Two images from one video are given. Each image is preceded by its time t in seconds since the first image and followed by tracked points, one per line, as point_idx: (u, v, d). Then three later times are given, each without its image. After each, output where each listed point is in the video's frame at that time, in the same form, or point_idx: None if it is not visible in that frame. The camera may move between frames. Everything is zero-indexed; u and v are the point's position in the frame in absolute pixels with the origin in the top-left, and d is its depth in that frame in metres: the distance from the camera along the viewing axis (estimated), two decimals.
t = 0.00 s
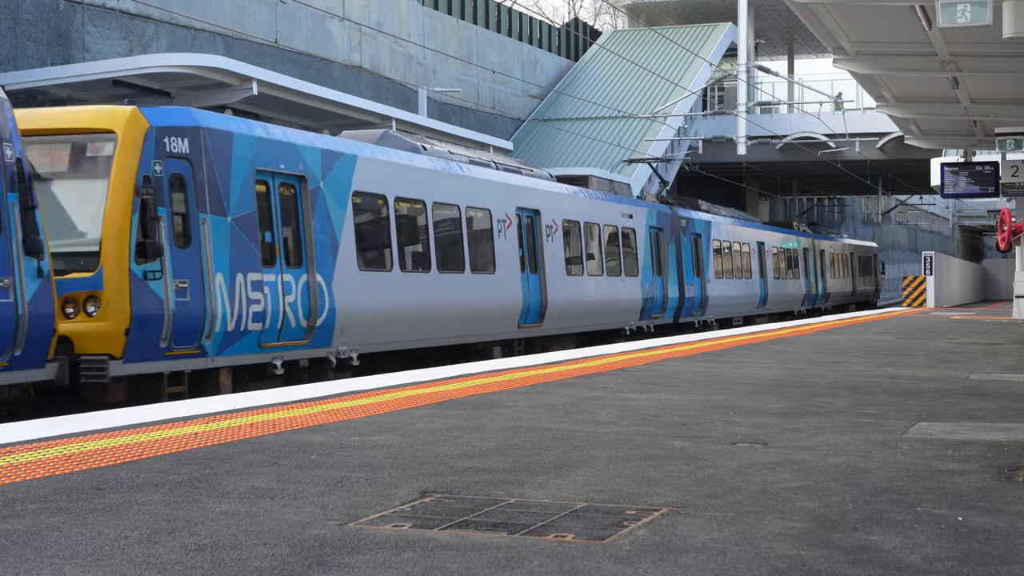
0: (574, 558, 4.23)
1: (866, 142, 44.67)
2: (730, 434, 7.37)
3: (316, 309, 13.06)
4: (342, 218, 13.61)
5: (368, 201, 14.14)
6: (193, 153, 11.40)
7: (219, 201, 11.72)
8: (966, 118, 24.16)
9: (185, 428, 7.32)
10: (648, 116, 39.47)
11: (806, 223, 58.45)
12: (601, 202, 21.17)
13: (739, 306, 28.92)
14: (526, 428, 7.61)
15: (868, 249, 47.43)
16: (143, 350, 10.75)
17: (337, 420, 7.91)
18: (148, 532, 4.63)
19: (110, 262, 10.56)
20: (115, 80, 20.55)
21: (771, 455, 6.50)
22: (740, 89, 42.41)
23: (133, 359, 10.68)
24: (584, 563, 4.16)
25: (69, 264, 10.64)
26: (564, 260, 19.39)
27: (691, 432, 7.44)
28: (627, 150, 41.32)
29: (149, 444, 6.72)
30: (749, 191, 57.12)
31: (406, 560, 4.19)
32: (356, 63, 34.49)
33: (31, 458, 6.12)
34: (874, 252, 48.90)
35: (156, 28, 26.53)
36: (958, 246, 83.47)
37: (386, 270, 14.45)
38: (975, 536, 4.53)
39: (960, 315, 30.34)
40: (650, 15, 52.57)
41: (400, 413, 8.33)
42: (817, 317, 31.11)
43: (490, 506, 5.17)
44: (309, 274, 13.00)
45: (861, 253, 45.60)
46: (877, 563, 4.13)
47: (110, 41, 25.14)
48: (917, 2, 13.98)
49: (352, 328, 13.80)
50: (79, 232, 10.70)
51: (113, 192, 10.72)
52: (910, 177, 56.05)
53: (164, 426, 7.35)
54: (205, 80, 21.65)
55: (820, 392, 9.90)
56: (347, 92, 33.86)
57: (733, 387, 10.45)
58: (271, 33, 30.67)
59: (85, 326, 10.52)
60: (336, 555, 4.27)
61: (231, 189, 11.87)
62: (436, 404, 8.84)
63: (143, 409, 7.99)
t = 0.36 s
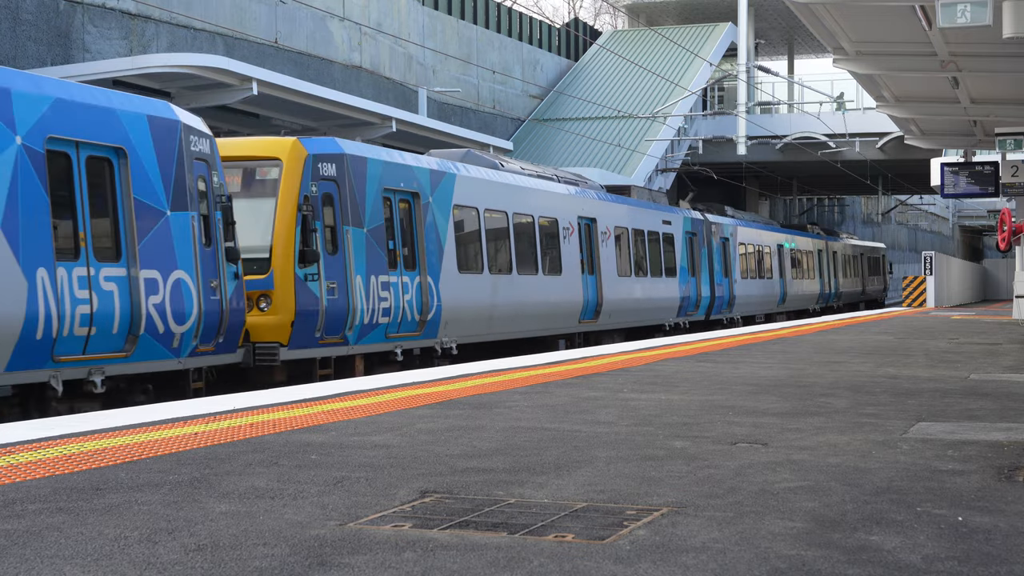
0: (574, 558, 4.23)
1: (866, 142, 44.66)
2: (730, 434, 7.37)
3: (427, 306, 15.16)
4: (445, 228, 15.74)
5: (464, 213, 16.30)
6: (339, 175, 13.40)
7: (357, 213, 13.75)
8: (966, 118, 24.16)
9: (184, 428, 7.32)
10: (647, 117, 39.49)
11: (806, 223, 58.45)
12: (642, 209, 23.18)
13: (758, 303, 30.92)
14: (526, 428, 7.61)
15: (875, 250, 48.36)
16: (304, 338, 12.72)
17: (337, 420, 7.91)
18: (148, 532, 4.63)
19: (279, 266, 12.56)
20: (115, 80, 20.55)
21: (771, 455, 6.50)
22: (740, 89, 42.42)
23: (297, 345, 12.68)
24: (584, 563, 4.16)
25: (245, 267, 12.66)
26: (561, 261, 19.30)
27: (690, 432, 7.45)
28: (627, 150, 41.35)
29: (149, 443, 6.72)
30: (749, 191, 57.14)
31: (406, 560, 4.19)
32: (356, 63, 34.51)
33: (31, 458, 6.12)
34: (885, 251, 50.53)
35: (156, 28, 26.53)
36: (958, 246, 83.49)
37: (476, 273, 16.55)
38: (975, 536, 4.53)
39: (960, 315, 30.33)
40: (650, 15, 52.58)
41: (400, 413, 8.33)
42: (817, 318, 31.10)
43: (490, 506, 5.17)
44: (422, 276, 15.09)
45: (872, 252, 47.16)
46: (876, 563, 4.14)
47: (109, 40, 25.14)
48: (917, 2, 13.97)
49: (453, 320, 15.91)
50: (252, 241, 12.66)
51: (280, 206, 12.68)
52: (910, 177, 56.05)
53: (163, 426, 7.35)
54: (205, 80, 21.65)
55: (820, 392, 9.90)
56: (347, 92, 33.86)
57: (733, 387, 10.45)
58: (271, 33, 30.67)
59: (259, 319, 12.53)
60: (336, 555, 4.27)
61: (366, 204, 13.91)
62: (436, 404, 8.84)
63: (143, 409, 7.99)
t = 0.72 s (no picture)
0: (574, 558, 4.23)
1: (866, 142, 44.67)
2: (730, 434, 7.37)
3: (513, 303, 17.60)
4: (525, 236, 18.10)
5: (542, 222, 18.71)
6: (447, 193, 15.84)
7: (460, 224, 16.19)
8: (966, 118, 24.17)
9: (184, 428, 7.32)
10: (647, 117, 39.52)
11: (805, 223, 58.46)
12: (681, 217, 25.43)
13: (777, 301, 32.83)
14: (526, 428, 7.61)
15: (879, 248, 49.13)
16: (420, 330, 15.19)
17: (337, 420, 7.91)
18: (148, 532, 4.63)
19: (402, 270, 15.04)
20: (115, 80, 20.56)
21: (771, 455, 6.50)
22: (740, 89, 42.45)
23: (416, 336, 15.17)
24: (584, 563, 4.16)
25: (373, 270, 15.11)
26: (578, 262, 19.93)
27: (690, 432, 7.44)
28: (627, 150, 41.34)
29: (149, 444, 6.72)
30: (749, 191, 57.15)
31: (406, 560, 4.19)
32: (356, 63, 34.51)
33: (31, 458, 6.12)
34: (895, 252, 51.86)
35: (156, 28, 26.54)
36: (958, 246, 83.53)
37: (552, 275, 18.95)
38: (975, 536, 4.53)
39: (960, 316, 30.33)
40: (650, 15, 52.59)
41: (400, 413, 8.33)
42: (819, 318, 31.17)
43: (490, 505, 5.17)
44: (508, 276, 17.53)
45: (881, 252, 48.52)
46: (876, 564, 4.14)
47: (110, 40, 25.14)
48: (916, 2, 13.97)
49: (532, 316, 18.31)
50: (379, 248, 15.15)
51: (400, 219, 15.15)
52: (910, 177, 56.00)
53: (163, 426, 7.35)
54: (205, 80, 21.65)
55: (820, 392, 9.90)
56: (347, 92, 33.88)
57: (733, 387, 10.45)
58: (271, 33, 30.67)
59: (384, 314, 14.98)
60: (336, 555, 4.27)
61: (466, 217, 16.37)
62: (436, 404, 8.85)
63: (143, 409, 7.99)
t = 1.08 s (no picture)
0: (574, 558, 4.23)
1: (866, 142, 44.68)
2: (730, 434, 7.37)
3: (581, 299, 19.89)
4: (589, 239, 20.39)
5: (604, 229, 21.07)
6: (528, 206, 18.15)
7: (539, 232, 18.50)
8: (966, 119, 24.17)
9: (184, 428, 7.32)
10: (647, 117, 39.53)
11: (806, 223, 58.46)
12: (715, 223, 27.95)
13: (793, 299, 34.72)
14: (526, 428, 7.61)
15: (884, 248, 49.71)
16: (508, 324, 17.58)
17: (337, 420, 7.91)
18: (148, 532, 4.63)
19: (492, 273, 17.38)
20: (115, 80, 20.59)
21: (771, 455, 6.50)
22: (740, 89, 42.45)
23: (505, 329, 17.54)
24: (584, 563, 4.16)
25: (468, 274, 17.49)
26: (630, 266, 22.29)
27: (690, 432, 7.45)
28: (627, 150, 41.34)
29: (149, 444, 6.72)
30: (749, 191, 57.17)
31: (406, 560, 4.19)
32: (356, 63, 34.51)
33: (31, 458, 6.12)
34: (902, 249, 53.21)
35: (156, 28, 26.54)
36: (958, 246, 83.52)
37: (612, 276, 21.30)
38: (975, 536, 4.53)
39: (960, 316, 30.33)
40: (650, 15, 52.60)
41: (400, 413, 8.33)
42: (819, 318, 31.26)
43: (490, 506, 5.17)
44: (576, 277, 19.76)
45: (885, 251, 49.56)
46: (876, 563, 4.13)
47: (110, 41, 25.14)
48: (916, 2, 13.97)
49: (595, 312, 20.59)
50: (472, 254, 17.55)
51: (490, 230, 17.46)
52: (910, 177, 56.00)
53: (164, 426, 7.36)
54: (205, 80, 21.65)
55: (820, 392, 9.90)
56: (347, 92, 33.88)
57: (733, 387, 10.45)
58: (271, 33, 30.67)
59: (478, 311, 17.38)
60: (336, 556, 4.27)
61: (543, 225, 18.64)
62: (436, 405, 8.84)
63: (143, 409, 7.99)
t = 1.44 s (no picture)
0: (574, 558, 4.23)
1: (866, 142, 44.68)
2: (730, 434, 7.37)
3: (633, 296, 22.31)
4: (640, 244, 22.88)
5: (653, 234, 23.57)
6: (594, 216, 20.59)
7: (602, 238, 20.99)
8: (966, 118, 24.17)
9: (185, 428, 7.32)
10: (647, 117, 39.52)
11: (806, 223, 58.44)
12: (742, 227, 30.50)
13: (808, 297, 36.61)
14: (526, 428, 7.61)
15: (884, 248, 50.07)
16: (576, 320, 19.98)
17: (337, 420, 7.91)
18: (148, 532, 4.63)
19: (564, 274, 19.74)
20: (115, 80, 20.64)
21: (771, 455, 6.50)
22: (740, 89, 42.45)
23: (573, 324, 19.97)
24: (584, 563, 4.16)
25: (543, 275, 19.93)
26: (674, 267, 24.75)
27: (691, 432, 7.44)
28: (627, 150, 41.27)
29: (149, 443, 6.72)
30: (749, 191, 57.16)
31: (407, 560, 4.19)
32: (356, 63, 34.52)
33: (31, 458, 6.12)
34: (903, 249, 53.62)
35: (156, 28, 26.54)
36: (958, 246, 83.48)
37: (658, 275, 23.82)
38: (975, 536, 4.53)
39: (960, 316, 30.32)
40: (650, 15, 52.59)
41: (400, 413, 8.33)
42: (819, 318, 31.30)
43: (490, 506, 5.17)
44: (630, 278, 22.22)
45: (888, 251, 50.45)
46: (876, 564, 4.13)
47: (110, 40, 25.13)
48: (916, 2, 13.97)
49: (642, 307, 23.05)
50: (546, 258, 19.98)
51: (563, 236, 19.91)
52: (910, 177, 56.01)
53: (164, 426, 7.35)
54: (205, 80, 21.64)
55: (820, 392, 9.90)
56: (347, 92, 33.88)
57: (733, 387, 10.45)
58: (271, 33, 30.67)
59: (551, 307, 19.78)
60: (336, 555, 4.27)
61: (605, 231, 21.09)
62: (436, 404, 8.85)
63: (144, 409, 8.00)
